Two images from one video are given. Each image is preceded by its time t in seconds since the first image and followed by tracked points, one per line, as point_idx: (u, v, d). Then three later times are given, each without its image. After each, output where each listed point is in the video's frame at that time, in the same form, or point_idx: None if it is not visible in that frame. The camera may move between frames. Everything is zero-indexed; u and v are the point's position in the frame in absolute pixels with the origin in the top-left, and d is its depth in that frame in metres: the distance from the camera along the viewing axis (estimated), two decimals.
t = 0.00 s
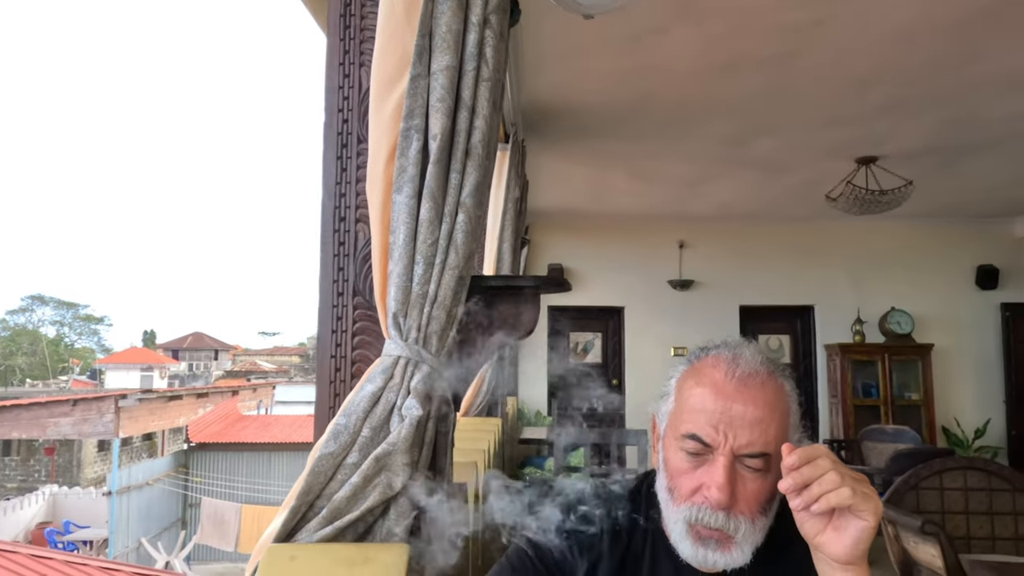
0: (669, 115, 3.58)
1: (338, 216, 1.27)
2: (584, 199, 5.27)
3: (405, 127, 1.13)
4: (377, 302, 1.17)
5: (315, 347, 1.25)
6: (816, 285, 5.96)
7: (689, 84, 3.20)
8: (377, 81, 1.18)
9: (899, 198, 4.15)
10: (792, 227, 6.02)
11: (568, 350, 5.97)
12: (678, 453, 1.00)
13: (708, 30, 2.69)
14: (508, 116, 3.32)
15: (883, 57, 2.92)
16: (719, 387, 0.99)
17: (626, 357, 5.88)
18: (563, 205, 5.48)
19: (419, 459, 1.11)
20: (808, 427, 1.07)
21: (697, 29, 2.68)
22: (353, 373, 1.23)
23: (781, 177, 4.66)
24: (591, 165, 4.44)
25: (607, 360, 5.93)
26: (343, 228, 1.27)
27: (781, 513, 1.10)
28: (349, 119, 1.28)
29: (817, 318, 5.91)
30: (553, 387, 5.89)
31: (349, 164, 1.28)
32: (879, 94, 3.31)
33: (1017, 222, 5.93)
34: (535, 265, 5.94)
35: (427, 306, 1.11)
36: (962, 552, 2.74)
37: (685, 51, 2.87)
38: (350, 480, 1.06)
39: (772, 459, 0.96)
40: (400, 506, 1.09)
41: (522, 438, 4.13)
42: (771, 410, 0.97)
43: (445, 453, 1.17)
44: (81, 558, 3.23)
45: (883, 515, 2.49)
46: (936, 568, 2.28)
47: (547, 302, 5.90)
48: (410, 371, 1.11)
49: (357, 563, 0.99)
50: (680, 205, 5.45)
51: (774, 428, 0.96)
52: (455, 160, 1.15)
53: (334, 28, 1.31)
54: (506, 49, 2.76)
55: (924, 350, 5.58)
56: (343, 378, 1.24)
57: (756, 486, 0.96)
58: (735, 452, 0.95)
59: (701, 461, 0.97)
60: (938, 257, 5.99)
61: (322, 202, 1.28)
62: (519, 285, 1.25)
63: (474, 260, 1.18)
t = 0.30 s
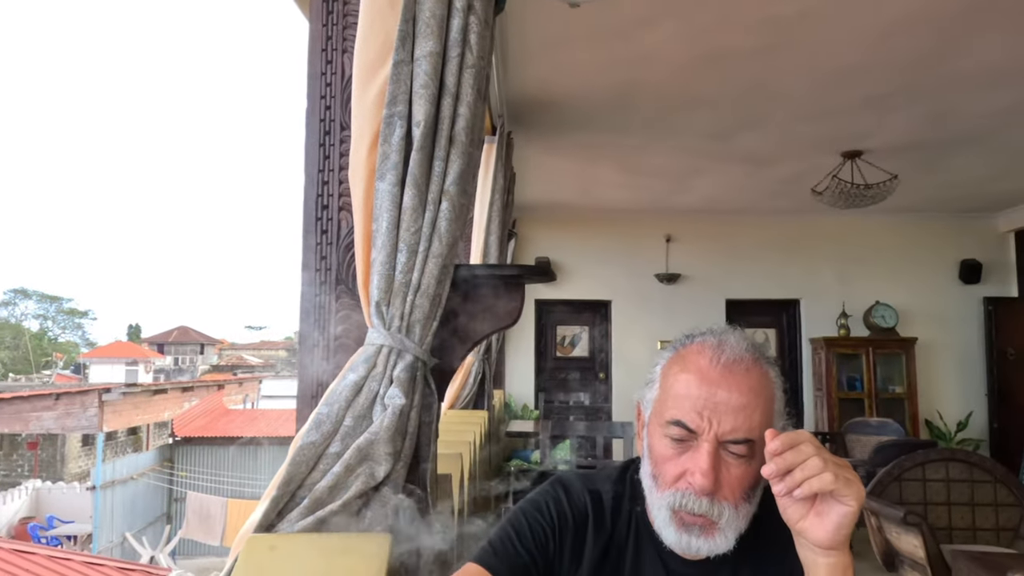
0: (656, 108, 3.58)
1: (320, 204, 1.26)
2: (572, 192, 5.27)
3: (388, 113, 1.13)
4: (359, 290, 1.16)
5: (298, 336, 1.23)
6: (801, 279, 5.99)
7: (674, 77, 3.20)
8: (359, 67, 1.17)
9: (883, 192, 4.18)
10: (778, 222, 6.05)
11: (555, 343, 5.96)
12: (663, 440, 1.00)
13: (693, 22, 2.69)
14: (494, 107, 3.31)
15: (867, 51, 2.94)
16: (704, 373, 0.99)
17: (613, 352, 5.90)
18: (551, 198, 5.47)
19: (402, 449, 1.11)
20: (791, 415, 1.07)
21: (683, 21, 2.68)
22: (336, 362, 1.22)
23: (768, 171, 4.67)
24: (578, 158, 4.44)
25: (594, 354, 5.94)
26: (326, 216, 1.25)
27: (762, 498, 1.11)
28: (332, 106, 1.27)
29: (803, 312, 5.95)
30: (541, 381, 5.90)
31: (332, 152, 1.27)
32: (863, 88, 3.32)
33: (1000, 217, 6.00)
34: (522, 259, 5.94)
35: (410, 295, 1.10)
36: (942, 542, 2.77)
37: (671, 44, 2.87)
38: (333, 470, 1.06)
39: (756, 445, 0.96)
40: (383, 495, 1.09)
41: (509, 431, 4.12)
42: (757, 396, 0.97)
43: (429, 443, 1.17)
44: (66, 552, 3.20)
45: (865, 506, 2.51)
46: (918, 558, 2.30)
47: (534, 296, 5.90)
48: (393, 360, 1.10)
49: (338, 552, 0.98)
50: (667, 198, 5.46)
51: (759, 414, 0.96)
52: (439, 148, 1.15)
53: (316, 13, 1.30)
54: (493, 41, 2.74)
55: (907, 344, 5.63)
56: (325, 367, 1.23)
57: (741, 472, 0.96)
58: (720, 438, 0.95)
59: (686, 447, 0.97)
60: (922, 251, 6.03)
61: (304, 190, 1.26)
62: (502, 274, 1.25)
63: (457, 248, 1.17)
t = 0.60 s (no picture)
0: (642, 102, 3.58)
1: (302, 196, 1.25)
2: (559, 187, 5.27)
3: (368, 105, 1.12)
4: (340, 283, 1.15)
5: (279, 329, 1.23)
6: (788, 274, 6.02)
7: (661, 72, 3.21)
8: (340, 57, 1.16)
9: (868, 187, 4.21)
10: (764, 217, 6.08)
11: (542, 338, 5.97)
12: (641, 430, 1.01)
13: (680, 16, 2.69)
14: (481, 100, 3.30)
15: (853, 46, 2.95)
16: (682, 363, 0.99)
17: (600, 347, 5.91)
18: (538, 193, 5.47)
19: (383, 442, 1.10)
20: (769, 406, 1.08)
21: (670, 16, 2.69)
22: (318, 355, 1.22)
23: (754, 166, 4.69)
24: (564, 153, 4.44)
25: (581, 348, 5.97)
26: (307, 209, 1.24)
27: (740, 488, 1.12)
28: (313, 97, 1.26)
29: (788, 307, 5.98)
30: (527, 375, 5.91)
31: (313, 144, 1.26)
32: (848, 84, 3.34)
33: (983, 213, 6.06)
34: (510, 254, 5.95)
35: (391, 287, 1.10)
36: (923, 534, 2.80)
37: (658, 39, 2.87)
38: (313, 462, 1.05)
39: (733, 434, 0.97)
40: (364, 488, 1.09)
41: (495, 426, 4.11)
42: (734, 387, 0.98)
43: (410, 436, 1.16)
44: (50, 548, 3.16)
45: (847, 498, 2.53)
46: (900, 549, 2.32)
47: (521, 291, 5.90)
48: (374, 352, 1.09)
49: (318, 545, 0.98)
50: (654, 193, 5.47)
51: (736, 404, 0.97)
52: (420, 139, 1.15)
53: (297, 4, 1.29)
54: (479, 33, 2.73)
55: (891, 338, 5.68)
56: (306, 360, 1.22)
57: (718, 462, 0.97)
58: (697, 427, 0.96)
59: (664, 437, 0.98)
60: (906, 247, 6.08)
61: (285, 181, 1.25)
62: (484, 267, 1.24)
63: (439, 241, 1.17)
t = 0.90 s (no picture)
0: (628, 98, 3.58)
1: (284, 190, 1.23)
2: (547, 183, 5.26)
3: (351, 98, 1.11)
4: (323, 278, 1.15)
5: (261, 325, 1.22)
6: (774, 270, 6.05)
7: (649, 68, 3.21)
8: (322, 50, 1.15)
9: (852, 184, 4.23)
10: (750, 214, 6.10)
11: (529, 334, 5.97)
12: (622, 419, 1.02)
13: (668, 12, 2.68)
14: (467, 95, 3.29)
15: (839, 43, 2.96)
16: (661, 354, 1.01)
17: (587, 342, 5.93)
18: (525, 189, 5.46)
19: (367, 437, 1.10)
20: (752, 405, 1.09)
21: (657, 12, 2.68)
22: (301, 351, 1.21)
23: (740, 163, 4.70)
24: (551, 149, 4.43)
25: (569, 345, 5.97)
26: (289, 203, 1.23)
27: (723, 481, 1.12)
28: (295, 91, 1.25)
29: (775, 302, 6.01)
30: (515, 371, 5.90)
31: (296, 138, 1.24)
32: (834, 81, 3.36)
33: (966, 210, 6.12)
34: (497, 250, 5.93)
35: (374, 282, 1.09)
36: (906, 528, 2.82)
37: (646, 34, 2.87)
38: (295, 459, 1.04)
39: (711, 423, 0.98)
40: (347, 484, 1.08)
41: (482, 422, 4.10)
42: (712, 376, 0.99)
43: (394, 432, 1.16)
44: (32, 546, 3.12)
45: (832, 493, 2.55)
46: (883, 543, 2.34)
47: (508, 287, 5.89)
48: (357, 348, 1.08)
49: (301, 541, 0.98)
50: (641, 189, 5.48)
51: (715, 392, 0.98)
52: (403, 133, 1.14)
53: None
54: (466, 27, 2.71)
55: (876, 334, 5.72)
56: (289, 355, 1.21)
57: (696, 450, 0.98)
58: (675, 415, 0.97)
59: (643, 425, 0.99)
60: (891, 244, 6.13)
61: (267, 175, 1.24)
62: (465, 260, 1.22)
63: (423, 235, 1.16)
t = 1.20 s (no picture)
0: (611, 97, 3.59)
1: (262, 188, 1.22)
2: (531, 182, 5.27)
3: (330, 96, 1.11)
4: (302, 276, 1.14)
5: (239, 324, 1.20)
6: (757, 269, 6.08)
7: (631, 67, 3.21)
8: (301, 46, 1.14)
9: (835, 183, 4.26)
10: (734, 213, 6.14)
11: (515, 333, 5.97)
12: (590, 410, 1.04)
13: (649, 11, 2.69)
14: (450, 94, 3.28)
15: (820, 42, 2.98)
16: (625, 343, 1.04)
17: (572, 341, 5.94)
18: (510, 188, 5.47)
19: (346, 437, 1.09)
20: (711, 393, 1.12)
21: (639, 10, 2.68)
22: (279, 350, 1.20)
23: (724, 162, 4.73)
24: (535, 147, 4.43)
25: (553, 343, 5.97)
26: (268, 201, 1.22)
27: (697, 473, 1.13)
28: (273, 88, 1.24)
29: (758, 301, 6.05)
30: (500, 370, 5.90)
31: (274, 135, 1.23)
32: (815, 80, 3.38)
33: (946, 209, 6.18)
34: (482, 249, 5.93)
35: (353, 281, 1.08)
36: (886, 524, 2.84)
37: (628, 33, 2.87)
38: (274, 459, 1.03)
39: (678, 405, 1.01)
40: (326, 484, 1.07)
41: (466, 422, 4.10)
42: (675, 359, 1.03)
43: (374, 432, 1.15)
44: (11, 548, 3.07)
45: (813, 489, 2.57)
46: (864, 539, 2.36)
47: (492, 286, 5.89)
48: (336, 347, 1.08)
49: (279, 543, 0.97)
50: (625, 188, 5.49)
51: (679, 374, 1.02)
52: (382, 131, 1.13)
53: None
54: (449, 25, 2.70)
55: (857, 332, 5.77)
56: (268, 355, 1.20)
57: (667, 433, 1.01)
58: (643, 398, 1.00)
59: (613, 412, 1.01)
60: (872, 242, 6.18)
61: (245, 173, 1.23)
62: (447, 261, 1.22)
63: (403, 233, 1.15)
